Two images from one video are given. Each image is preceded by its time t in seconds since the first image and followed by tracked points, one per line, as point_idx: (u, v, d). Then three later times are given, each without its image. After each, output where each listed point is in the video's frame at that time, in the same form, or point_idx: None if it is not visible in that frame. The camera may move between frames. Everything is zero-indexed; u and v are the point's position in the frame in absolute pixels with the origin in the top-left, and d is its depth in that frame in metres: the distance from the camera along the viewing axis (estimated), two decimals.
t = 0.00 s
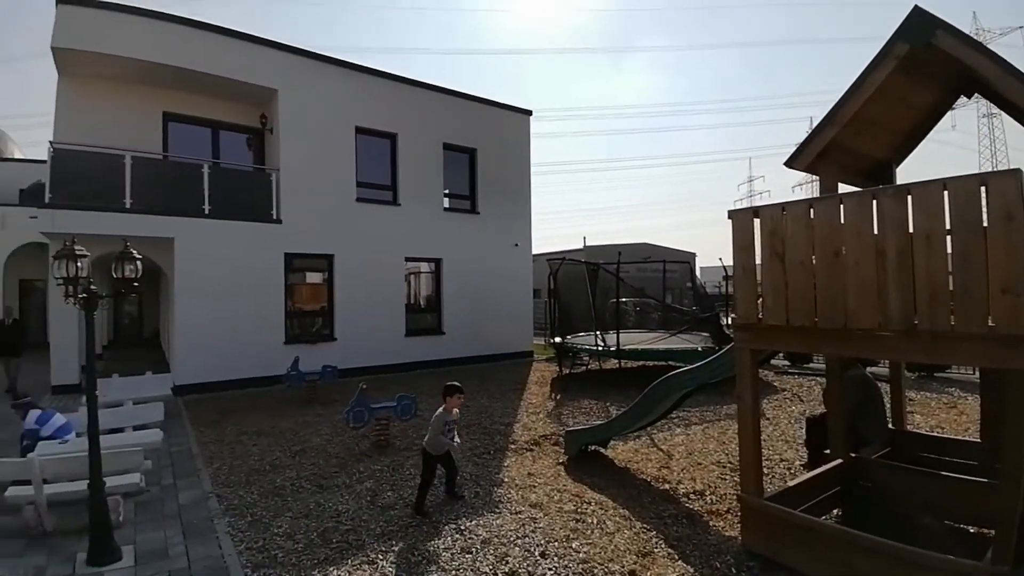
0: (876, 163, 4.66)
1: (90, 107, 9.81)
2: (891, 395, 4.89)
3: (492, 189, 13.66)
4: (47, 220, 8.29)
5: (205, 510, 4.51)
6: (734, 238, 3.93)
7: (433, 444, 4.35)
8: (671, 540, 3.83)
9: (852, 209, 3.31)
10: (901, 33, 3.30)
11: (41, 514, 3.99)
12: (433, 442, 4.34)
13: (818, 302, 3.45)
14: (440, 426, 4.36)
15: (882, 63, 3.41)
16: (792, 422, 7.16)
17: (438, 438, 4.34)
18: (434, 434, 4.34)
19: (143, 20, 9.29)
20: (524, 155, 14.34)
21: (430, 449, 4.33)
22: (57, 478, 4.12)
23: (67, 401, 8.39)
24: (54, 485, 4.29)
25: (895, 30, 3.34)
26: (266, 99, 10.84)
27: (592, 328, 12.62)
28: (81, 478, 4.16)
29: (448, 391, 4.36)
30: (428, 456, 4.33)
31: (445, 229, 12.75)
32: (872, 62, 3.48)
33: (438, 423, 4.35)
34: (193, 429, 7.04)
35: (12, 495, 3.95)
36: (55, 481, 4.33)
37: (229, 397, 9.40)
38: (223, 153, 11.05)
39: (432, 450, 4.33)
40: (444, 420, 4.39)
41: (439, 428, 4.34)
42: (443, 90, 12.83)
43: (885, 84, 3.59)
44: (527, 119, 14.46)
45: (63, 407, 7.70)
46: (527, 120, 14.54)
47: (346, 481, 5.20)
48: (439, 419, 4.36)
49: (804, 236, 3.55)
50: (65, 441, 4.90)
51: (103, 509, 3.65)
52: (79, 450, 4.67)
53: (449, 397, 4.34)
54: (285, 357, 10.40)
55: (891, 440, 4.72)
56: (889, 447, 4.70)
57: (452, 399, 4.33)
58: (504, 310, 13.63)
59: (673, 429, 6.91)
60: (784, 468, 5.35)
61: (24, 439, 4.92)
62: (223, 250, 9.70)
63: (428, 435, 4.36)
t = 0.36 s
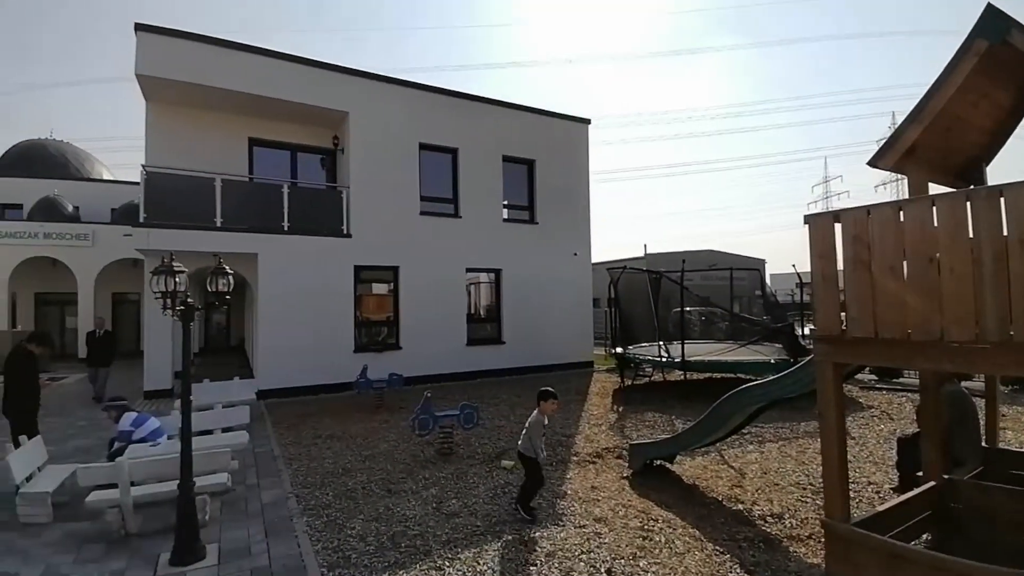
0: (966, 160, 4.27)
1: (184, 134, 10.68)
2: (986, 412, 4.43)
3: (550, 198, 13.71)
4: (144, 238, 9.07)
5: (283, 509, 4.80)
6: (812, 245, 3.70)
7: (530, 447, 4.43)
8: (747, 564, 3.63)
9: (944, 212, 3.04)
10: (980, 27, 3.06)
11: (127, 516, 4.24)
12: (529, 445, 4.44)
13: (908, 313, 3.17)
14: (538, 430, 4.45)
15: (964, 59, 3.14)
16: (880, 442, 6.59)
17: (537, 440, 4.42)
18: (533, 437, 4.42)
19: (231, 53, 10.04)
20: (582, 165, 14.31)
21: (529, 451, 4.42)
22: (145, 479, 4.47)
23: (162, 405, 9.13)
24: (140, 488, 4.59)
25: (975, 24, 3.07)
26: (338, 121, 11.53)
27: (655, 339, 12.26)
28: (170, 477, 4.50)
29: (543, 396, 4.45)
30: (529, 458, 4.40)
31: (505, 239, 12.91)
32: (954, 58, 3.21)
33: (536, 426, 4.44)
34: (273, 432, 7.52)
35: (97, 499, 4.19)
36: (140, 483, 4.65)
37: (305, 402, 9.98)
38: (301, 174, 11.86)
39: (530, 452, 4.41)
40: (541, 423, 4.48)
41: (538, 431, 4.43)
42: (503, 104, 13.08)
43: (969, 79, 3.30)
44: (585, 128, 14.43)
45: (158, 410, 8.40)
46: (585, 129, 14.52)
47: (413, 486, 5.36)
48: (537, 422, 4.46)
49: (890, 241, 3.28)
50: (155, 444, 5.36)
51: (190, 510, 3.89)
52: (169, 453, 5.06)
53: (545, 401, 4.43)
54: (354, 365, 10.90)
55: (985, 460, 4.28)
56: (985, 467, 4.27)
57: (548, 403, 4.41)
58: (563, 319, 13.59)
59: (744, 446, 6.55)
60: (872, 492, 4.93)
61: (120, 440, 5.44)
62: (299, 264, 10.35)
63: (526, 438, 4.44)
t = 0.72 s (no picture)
0: None
1: (254, 155, 11.42)
2: None
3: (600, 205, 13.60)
4: (218, 252, 9.73)
5: (345, 511, 5.00)
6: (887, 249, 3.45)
7: (623, 456, 4.40)
8: None
9: None
10: None
11: (201, 516, 4.52)
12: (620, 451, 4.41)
13: (995, 320, 2.91)
14: (627, 436, 4.44)
15: None
16: (963, 456, 6.06)
17: (628, 447, 4.41)
18: (624, 445, 4.40)
19: (295, 78, 10.65)
20: (632, 170, 14.12)
21: (621, 460, 4.39)
22: (220, 480, 4.79)
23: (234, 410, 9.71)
24: (214, 489, 4.89)
25: None
26: (392, 137, 11.99)
27: (712, 347, 11.83)
28: (243, 478, 4.80)
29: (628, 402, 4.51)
30: (624, 468, 4.36)
31: (555, 247, 12.90)
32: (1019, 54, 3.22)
33: (626, 433, 4.43)
34: (334, 436, 7.85)
35: (175, 500, 4.49)
36: (216, 484, 4.97)
37: (364, 408, 10.36)
38: (358, 188, 12.42)
39: (625, 462, 4.37)
40: (628, 429, 4.48)
41: (628, 439, 4.42)
42: (551, 113, 13.14)
43: None
44: (634, 133, 14.26)
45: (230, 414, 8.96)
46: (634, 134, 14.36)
47: (467, 493, 5.44)
48: (627, 428, 4.48)
49: (973, 242, 3.03)
50: (229, 447, 5.73)
51: (261, 511, 4.12)
52: (241, 455, 5.40)
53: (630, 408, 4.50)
54: (410, 372, 11.21)
55: None
56: None
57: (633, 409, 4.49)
58: (614, 327, 13.40)
59: (813, 461, 6.18)
60: (950, 507, 4.54)
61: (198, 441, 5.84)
62: (356, 276, 10.79)
63: (618, 446, 4.42)
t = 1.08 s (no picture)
0: None
1: (303, 167, 11.92)
2: None
3: (642, 208, 13.40)
4: (272, 260, 10.19)
5: (393, 512, 5.12)
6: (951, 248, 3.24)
7: (698, 463, 4.36)
8: None
9: None
10: None
11: (258, 512, 4.75)
12: (696, 459, 4.38)
13: None
14: (703, 443, 4.40)
15: None
16: None
17: (705, 454, 4.36)
18: (700, 453, 4.37)
19: (342, 91, 11.04)
20: (676, 172, 13.86)
21: (696, 466, 4.36)
22: (276, 478, 5.02)
23: (286, 411, 10.12)
24: (271, 486, 5.12)
25: None
26: (434, 146, 12.24)
27: (762, 352, 11.39)
28: (297, 477, 5.02)
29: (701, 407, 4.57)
30: (700, 476, 4.33)
31: (596, 251, 12.80)
32: None
33: (700, 440, 4.40)
34: (381, 438, 8.06)
35: (235, 497, 4.73)
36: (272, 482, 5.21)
37: (410, 411, 10.58)
38: (402, 197, 12.76)
39: (701, 470, 4.33)
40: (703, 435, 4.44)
41: (704, 446, 4.37)
42: (591, 116, 13.07)
43: None
44: (678, 133, 13.99)
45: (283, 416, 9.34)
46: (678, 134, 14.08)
47: (511, 498, 5.45)
48: (702, 436, 4.42)
49: None
50: (284, 447, 6.01)
51: (314, 510, 4.28)
52: (296, 455, 5.64)
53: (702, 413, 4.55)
54: (452, 377, 11.37)
55: None
56: None
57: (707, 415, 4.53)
58: (657, 332, 13.16)
59: (875, 474, 5.82)
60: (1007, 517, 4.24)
61: (258, 440, 6.18)
62: (400, 282, 11.05)
63: (692, 452, 4.40)
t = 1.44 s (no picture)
0: None
1: (354, 174, 12.36)
2: None
3: (692, 205, 13.04)
4: (328, 265, 10.64)
5: (446, 510, 5.23)
6: None
7: (788, 472, 4.11)
8: None
9: None
10: None
11: (320, 506, 4.97)
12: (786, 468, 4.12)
13: None
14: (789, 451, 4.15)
15: None
16: None
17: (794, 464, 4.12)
18: (789, 463, 4.11)
19: (390, 99, 11.34)
20: (728, 166, 13.43)
21: (784, 480, 4.12)
22: (336, 474, 5.24)
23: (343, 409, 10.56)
24: (331, 481, 5.35)
25: None
26: (480, 149, 12.39)
27: (824, 353, 10.79)
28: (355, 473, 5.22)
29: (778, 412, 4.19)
30: (788, 487, 4.09)
31: (644, 250, 12.56)
32: None
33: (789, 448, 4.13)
34: (432, 437, 8.24)
35: (298, 491, 4.97)
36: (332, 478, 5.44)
37: (460, 410, 10.76)
38: (448, 200, 13.01)
39: (790, 481, 4.09)
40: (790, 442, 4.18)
41: (793, 455, 4.12)
42: (637, 113, 12.85)
43: None
44: (729, 127, 13.55)
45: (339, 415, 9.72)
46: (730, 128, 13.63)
47: (561, 499, 5.44)
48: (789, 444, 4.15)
49: None
50: (342, 444, 6.25)
51: (371, 506, 4.42)
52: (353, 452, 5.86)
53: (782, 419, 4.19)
54: (500, 377, 11.46)
55: None
56: None
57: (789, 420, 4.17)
58: (708, 332, 12.76)
59: (947, 480, 5.42)
60: None
61: (318, 437, 6.46)
62: (448, 284, 11.27)
63: (781, 461, 4.14)
